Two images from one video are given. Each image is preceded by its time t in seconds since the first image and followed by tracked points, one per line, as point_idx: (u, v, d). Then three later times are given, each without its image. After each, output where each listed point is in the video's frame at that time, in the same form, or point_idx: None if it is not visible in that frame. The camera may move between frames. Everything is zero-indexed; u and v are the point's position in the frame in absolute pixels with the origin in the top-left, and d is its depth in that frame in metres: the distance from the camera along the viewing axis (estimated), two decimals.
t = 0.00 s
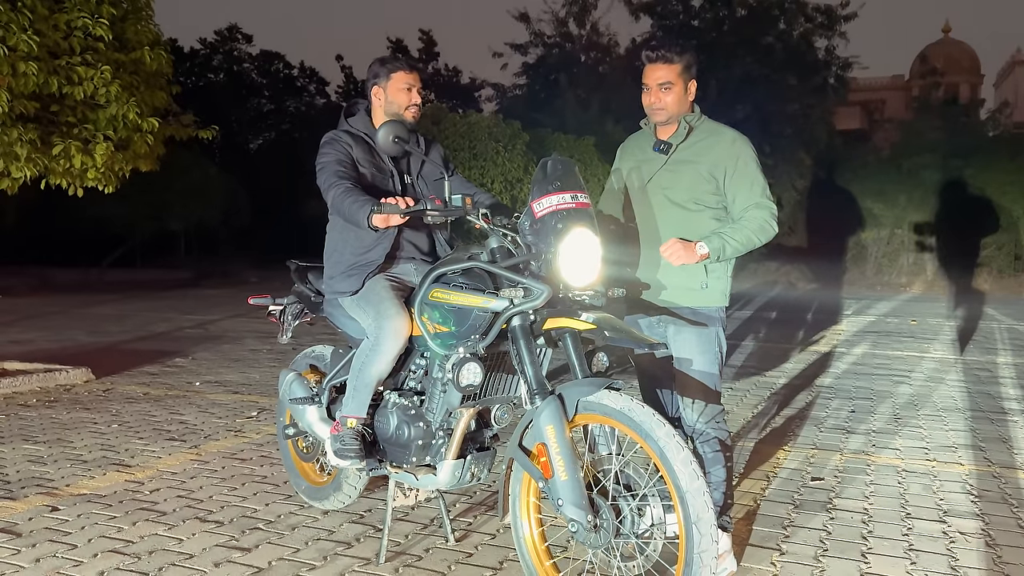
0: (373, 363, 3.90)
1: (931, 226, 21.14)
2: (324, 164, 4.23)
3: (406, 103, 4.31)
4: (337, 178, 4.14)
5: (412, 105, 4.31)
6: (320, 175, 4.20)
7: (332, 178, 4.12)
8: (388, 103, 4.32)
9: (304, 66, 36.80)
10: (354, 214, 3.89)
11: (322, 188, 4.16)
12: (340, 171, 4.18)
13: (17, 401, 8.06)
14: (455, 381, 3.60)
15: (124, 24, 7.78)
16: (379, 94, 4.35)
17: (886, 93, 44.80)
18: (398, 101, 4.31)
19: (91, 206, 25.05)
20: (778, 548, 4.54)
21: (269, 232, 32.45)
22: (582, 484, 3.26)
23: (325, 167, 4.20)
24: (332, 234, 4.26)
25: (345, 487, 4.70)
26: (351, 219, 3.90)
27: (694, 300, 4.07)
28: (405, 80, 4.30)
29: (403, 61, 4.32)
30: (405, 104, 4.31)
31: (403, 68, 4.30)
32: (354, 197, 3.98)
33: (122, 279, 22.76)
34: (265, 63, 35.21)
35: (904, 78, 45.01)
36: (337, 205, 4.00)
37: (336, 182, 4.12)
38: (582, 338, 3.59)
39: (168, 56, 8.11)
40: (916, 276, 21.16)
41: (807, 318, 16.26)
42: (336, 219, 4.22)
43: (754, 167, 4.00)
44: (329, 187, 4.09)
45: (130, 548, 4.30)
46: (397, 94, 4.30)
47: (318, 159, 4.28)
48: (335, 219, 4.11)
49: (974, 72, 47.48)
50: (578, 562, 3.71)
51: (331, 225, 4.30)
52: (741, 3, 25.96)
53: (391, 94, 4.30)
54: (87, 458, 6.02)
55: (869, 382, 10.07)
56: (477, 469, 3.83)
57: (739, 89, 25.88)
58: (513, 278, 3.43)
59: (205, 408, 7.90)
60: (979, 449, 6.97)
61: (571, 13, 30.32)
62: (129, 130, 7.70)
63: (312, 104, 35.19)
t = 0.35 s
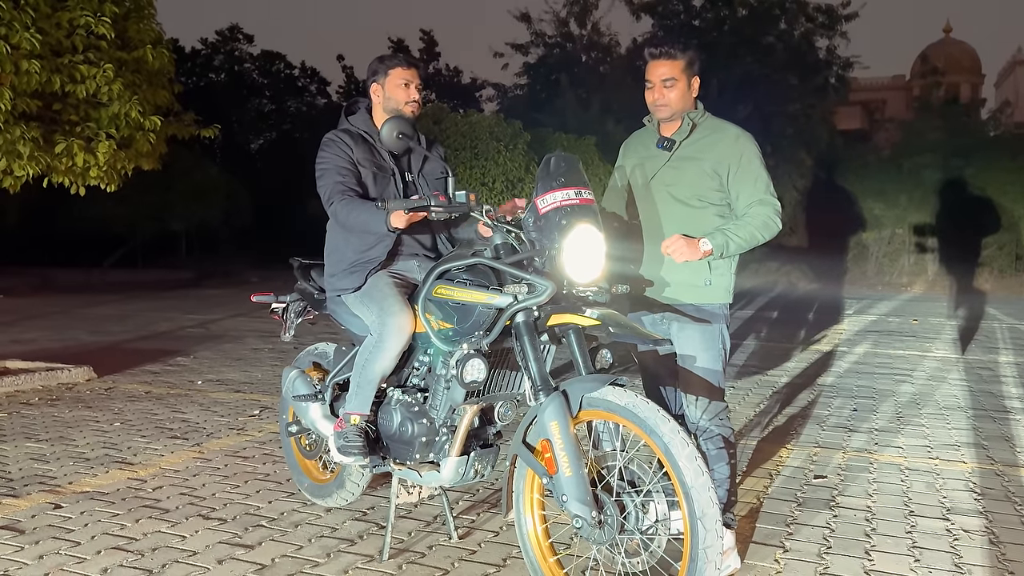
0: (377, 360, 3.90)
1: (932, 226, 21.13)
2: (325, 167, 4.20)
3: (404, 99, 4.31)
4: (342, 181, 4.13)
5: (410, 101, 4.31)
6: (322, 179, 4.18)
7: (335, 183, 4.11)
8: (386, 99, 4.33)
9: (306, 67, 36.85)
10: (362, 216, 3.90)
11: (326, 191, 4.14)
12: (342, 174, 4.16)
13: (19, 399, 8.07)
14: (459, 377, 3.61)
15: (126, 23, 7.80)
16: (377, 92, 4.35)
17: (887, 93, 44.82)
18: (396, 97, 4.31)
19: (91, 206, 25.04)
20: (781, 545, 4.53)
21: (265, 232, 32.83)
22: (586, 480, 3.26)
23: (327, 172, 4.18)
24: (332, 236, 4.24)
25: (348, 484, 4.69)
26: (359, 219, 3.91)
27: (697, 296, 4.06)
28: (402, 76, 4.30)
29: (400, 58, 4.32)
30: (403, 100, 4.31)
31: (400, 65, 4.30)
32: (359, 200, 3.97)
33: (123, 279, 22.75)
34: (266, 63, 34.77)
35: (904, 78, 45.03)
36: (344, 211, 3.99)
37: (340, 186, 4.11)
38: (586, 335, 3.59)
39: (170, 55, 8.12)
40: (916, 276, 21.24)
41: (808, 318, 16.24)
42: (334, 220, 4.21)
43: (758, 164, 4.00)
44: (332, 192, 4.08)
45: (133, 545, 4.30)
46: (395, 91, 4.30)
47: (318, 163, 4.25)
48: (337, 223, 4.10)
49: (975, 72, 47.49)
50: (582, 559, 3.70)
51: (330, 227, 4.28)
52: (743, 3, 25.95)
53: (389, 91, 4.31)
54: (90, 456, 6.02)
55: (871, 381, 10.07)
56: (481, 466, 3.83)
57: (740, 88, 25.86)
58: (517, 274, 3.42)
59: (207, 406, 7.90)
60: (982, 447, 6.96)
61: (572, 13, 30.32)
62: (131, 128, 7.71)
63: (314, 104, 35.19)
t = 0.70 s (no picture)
0: (378, 358, 3.90)
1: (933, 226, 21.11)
2: (327, 168, 4.19)
3: (401, 98, 4.31)
4: (345, 182, 4.13)
5: (408, 100, 4.31)
6: (325, 181, 4.17)
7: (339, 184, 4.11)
8: (384, 98, 4.33)
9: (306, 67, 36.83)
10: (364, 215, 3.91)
11: (329, 192, 4.13)
12: (345, 174, 4.16)
13: (20, 399, 8.07)
14: (460, 375, 3.61)
15: (127, 22, 7.80)
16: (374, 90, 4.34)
17: (888, 94, 44.84)
18: (394, 96, 4.31)
19: (91, 206, 25.02)
20: (782, 544, 4.53)
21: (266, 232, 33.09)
22: (587, 478, 3.26)
23: (329, 173, 4.17)
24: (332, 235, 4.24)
25: (349, 482, 4.70)
26: (363, 218, 3.90)
27: (698, 294, 4.05)
28: (400, 76, 4.30)
29: (399, 56, 4.32)
30: (400, 99, 4.31)
31: (398, 63, 4.30)
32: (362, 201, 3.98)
33: (124, 278, 22.73)
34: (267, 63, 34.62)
35: (905, 79, 45.03)
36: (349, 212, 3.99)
37: (344, 186, 4.11)
38: (587, 332, 3.59)
39: (171, 54, 8.12)
40: (917, 276, 21.16)
41: (809, 317, 16.24)
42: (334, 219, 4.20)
43: (759, 161, 4.00)
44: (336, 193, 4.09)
45: (134, 544, 4.30)
46: (393, 90, 4.30)
47: (319, 163, 4.23)
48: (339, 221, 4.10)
49: (975, 73, 47.49)
50: (582, 557, 3.69)
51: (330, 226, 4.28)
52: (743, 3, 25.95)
53: (387, 89, 4.31)
54: (91, 454, 6.02)
55: (872, 380, 10.06)
56: (481, 464, 3.83)
57: (740, 88, 25.86)
58: (518, 272, 3.42)
59: (208, 405, 7.90)
60: (983, 446, 6.95)
61: (573, 13, 30.33)
62: (132, 127, 7.72)
63: (315, 104, 35.17)
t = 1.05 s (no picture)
0: (381, 357, 3.90)
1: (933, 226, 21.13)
2: (329, 167, 4.19)
3: (403, 97, 4.31)
4: (346, 180, 4.13)
5: (409, 99, 4.32)
6: (327, 179, 4.17)
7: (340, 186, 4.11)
8: (386, 97, 4.33)
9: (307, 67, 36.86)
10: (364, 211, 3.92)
11: (330, 190, 4.14)
12: (347, 172, 4.17)
13: (21, 398, 8.07)
14: (463, 373, 3.62)
15: (129, 22, 7.80)
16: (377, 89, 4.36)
17: (888, 94, 44.89)
18: (395, 95, 4.31)
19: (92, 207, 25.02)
20: (784, 543, 4.53)
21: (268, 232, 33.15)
22: (591, 477, 3.26)
23: (332, 174, 4.17)
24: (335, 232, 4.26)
25: (352, 482, 4.70)
26: (364, 215, 3.92)
27: (701, 294, 4.06)
28: (402, 75, 4.30)
29: (401, 56, 4.33)
30: (402, 99, 4.31)
31: (400, 63, 4.31)
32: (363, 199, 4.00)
33: (125, 278, 22.72)
34: (267, 63, 34.62)
35: (905, 79, 45.07)
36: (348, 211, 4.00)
37: (346, 185, 4.11)
38: (589, 331, 3.59)
39: (173, 54, 8.12)
40: (918, 276, 21.20)
41: (810, 317, 16.25)
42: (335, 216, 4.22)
43: (760, 161, 4.00)
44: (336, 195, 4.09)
45: (137, 543, 4.30)
46: (394, 89, 4.31)
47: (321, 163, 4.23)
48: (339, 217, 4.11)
49: (976, 73, 47.52)
50: (585, 556, 3.70)
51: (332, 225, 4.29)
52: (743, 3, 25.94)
53: (389, 89, 4.31)
54: (92, 454, 6.02)
55: (874, 380, 10.07)
56: (484, 463, 3.84)
57: (741, 88, 25.86)
58: (521, 271, 3.43)
59: (209, 405, 7.90)
60: (984, 446, 6.95)
61: (573, 13, 30.32)
62: (134, 127, 7.72)
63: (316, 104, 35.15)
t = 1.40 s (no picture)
0: (383, 356, 3.90)
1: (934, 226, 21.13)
2: (334, 166, 4.19)
3: (414, 97, 4.31)
4: (351, 179, 4.14)
5: (419, 99, 4.32)
6: (332, 178, 4.18)
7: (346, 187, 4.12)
8: (395, 97, 4.32)
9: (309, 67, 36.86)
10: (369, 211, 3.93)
11: (335, 190, 4.14)
12: (351, 172, 4.17)
13: (23, 397, 8.08)
14: (466, 371, 3.62)
15: (132, 21, 7.81)
16: (386, 88, 4.35)
17: (889, 94, 44.92)
18: (406, 94, 4.30)
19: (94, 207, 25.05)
20: (787, 542, 4.53)
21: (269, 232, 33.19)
22: (594, 474, 3.26)
23: (337, 174, 4.17)
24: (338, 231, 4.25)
25: (355, 480, 4.69)
26: (369, 216, 3.91)
27: (703, 292, 4.06)
28: (412, 75, 4.30)
29: (410, 56, 4.33)
30: (413, 99, 4.32)
31: (409, 63, 4.32)
32: (368, 200, 3.99)
33: (126, 278, 22.71)
34: (268, 63, 34.60)
35: (907, 79, 45.11)
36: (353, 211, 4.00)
37: (352, 185, 4.12)
38: (593, 329, 3.59)
39: (175, 53, 8.12)
40: (918, 276, 21.21)
41: (812, 317, 16.26)
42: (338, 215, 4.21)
43: (763, 159, 4.00)
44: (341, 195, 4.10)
45: (140, 541, 4.31)
46: (405, 88, 4.30)
47: (326, 162, 4.23)
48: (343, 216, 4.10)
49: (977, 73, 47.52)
50: (588, 555, 3.69)
51: (336, 224, 4.29)
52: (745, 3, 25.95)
53: (399, 88, 4.30)
54: (95, 453, 6.03)
55: (875, 380, 10.07)
56: (487, 461, 3.84)
57: (741, 89, 25.87)
58: (525, 269, 3.42)
59: (211, 404, 7.90)
60: (986, 445, 6.96)
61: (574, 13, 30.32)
62: (136, 126, 7.71)
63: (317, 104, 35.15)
